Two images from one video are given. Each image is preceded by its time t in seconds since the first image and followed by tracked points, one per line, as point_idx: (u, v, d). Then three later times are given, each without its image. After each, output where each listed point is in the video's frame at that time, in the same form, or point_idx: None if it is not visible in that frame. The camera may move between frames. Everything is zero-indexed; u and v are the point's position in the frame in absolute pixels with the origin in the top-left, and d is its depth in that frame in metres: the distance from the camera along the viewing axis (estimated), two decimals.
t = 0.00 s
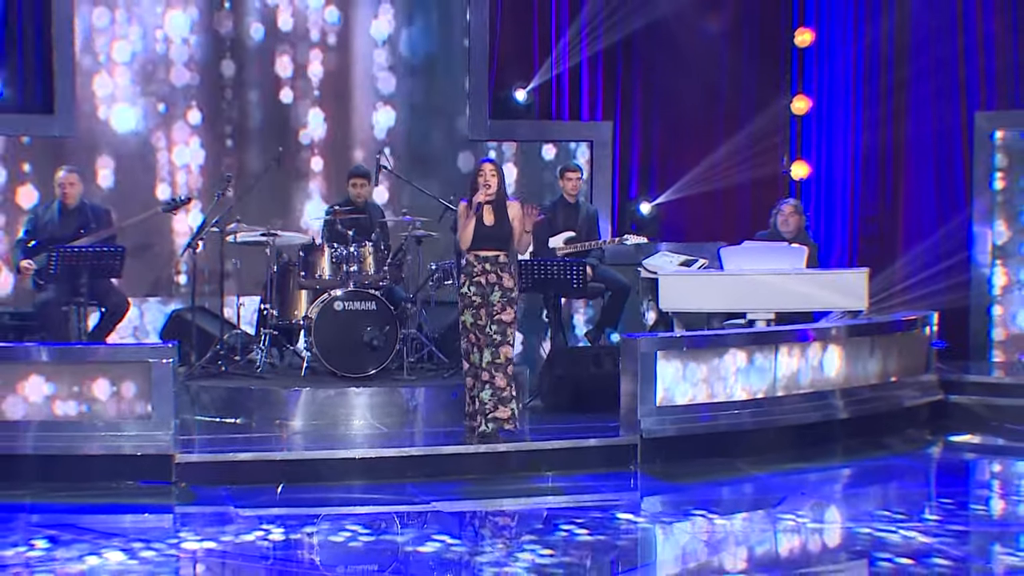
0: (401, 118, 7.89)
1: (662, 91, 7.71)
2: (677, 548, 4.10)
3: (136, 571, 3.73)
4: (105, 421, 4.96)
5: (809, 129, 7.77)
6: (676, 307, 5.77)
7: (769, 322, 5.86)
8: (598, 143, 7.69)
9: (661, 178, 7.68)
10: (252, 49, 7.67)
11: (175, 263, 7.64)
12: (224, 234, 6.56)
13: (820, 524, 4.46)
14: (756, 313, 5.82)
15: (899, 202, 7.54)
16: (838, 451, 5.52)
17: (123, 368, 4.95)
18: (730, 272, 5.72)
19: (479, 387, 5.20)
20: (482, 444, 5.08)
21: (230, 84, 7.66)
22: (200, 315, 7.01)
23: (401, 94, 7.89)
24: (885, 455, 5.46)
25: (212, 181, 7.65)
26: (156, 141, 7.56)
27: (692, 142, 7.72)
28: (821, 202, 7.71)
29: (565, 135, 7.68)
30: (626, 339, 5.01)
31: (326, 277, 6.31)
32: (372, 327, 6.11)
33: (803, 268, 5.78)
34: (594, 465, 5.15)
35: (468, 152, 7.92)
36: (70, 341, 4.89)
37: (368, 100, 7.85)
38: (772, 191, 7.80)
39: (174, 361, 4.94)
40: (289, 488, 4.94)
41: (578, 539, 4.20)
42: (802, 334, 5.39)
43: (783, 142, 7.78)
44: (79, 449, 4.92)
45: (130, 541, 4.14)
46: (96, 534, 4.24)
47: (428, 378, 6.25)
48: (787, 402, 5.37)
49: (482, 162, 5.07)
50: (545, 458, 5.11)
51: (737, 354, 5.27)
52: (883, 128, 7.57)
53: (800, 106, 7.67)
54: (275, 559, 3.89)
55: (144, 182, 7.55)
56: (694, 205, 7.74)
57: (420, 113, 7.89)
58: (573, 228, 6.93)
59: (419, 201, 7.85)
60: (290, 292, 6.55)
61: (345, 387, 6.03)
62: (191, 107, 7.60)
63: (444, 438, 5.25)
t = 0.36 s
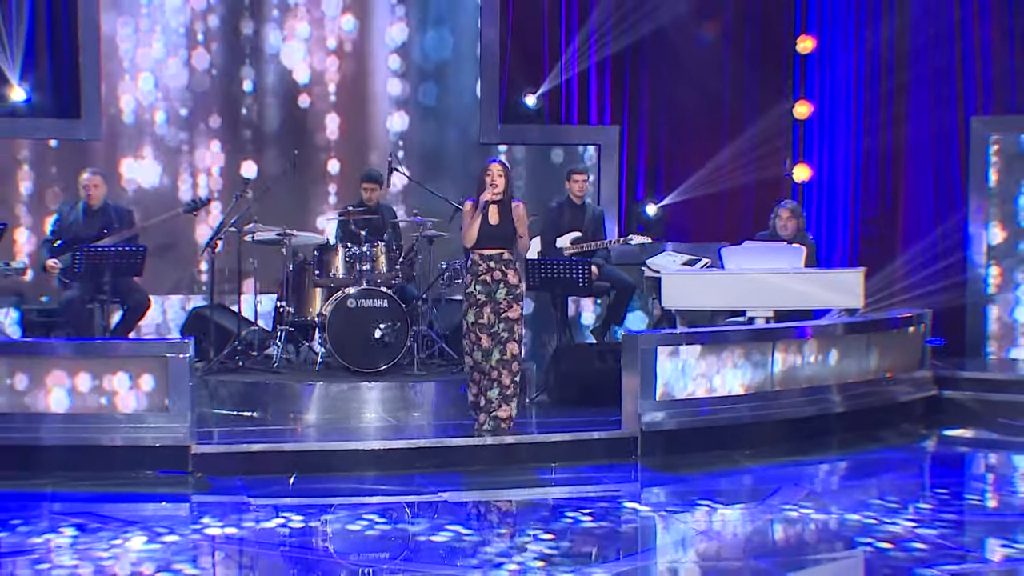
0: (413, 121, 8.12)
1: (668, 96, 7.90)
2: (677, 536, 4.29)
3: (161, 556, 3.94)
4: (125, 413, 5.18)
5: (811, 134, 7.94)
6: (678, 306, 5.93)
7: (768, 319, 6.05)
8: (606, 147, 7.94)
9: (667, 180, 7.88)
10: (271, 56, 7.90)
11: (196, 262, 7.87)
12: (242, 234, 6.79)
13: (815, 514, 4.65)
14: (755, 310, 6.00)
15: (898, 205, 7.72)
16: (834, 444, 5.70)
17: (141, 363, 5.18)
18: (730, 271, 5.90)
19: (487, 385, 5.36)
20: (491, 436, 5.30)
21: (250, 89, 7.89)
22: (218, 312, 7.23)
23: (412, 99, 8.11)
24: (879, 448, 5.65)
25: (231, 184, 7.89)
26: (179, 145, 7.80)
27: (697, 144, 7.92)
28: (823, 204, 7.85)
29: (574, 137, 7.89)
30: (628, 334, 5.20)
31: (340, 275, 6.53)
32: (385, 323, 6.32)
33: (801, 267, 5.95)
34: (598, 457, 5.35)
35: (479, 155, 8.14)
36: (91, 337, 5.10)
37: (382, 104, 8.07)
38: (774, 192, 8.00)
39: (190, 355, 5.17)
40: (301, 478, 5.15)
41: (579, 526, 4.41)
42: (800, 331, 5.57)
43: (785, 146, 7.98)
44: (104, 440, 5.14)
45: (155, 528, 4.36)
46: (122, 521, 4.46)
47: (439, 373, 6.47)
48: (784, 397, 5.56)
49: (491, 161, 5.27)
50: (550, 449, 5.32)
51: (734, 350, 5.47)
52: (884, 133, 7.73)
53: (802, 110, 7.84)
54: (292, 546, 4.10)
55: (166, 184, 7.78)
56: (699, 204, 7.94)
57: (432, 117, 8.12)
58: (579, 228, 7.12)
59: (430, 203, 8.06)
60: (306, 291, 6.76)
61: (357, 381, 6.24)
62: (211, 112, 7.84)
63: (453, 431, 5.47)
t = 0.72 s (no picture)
0: (425, 125, 8.32)
1: (674, 101, 8.10)
2: (675, 526, 4.48)
3: (184, 542, 4.15)
4: (144, 406, 5.41)
5: (812, 138, 8.28)
6: (680, 304, 6.09)
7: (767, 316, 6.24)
8: (611, 153, 8.07)
9: (673, 182, 8.08)
10: (288, 62, 8.13)
11: (217, 262, 8.12)
12: (260, 235, 7.01)
13: (809, 504, 4.83)
14: (755, 308, 6.19)
15: (898, 205, 8.04)
16: (831, 438, 5.89)
17: (160, 359, 5.41)
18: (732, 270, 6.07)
19: (499, 382, 5.52)
20: (500, 428, 5.52)
21: (268, 95, 8.13)
22: (236, 309, 7.48)
23: (425, 104, 8.33)
24: (875, 442, 5.84)
25: (251, 186, 8.13)
26: (200, 149, 8.04)
27: (703, 148, 8.12)
28: (824, 205, 8.24)
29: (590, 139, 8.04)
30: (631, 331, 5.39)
31: (354, 274, 6.74)
32: (398, 320, 6.52)
33: (800, 267, 6.13)
34: (601, 449, 5.55)
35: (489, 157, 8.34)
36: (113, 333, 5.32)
37: (396, 109, 8.29)
38: (776, 194, 8.24)
39: (207, 351, 5.38)
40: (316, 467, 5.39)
41: (582, 514, 4.62)
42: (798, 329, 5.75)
43: (788, 150, 8.23)
44: (126, 432, 5.37)
45: (178, 516, 4.59)
46: (147, 509, 4.68)
47: (448, 369, 6.68)
48: (781, 393, 5.76)
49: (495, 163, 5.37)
50: (555, 441, 5.52)
51: (733, 347, 5.66)
52: (884, 136, 8.06)
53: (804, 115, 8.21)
54: (308, 534, 4.30)
55: (190, 187, 8.04)
56: (704, 205, 8.15)
57: (443, 122, 8.34)
58: (586, 229, 7.33)
59: (442, 205, 8.29)
60: (320, 289, 6.97)
61: (370, 376, 6.44)
62: (232, 117, 8.09)
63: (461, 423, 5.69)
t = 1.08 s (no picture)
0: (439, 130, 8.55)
1: (681, 106, 8.35)
2: (676, 516, 4.66)
3: (206, 529, 4.37)
4: (163, 400, 5.66)
5: (815, 142, 8.46)
6: (683, 303, 6.26)
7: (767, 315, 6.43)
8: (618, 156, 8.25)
9: (680, 185, 8.34)
10: (306, 69, 8.37)
11: (238, 263, 8.37)
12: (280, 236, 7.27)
13: (804, 496, 5.01)
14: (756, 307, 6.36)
15: (898, 207, 8.29)
16: (829, 433, 6.08)
17: (179, 354, 5.65)
18: (734, 270, 6.25)
19: (504, 378, 5.73)
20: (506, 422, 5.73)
21: (287, 102, 8.37)
22: (255, 307, 7.74)
23: (439, 110, 8.54)
24: (871, 436, 6.03)
25: (270, 189, 8.39)
26: (221, 153, 8.31)
27: (710, 151, 8.37)
28: (826, 207, 8.42)
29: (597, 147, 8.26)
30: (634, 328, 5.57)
31: (368, 273, 6.96)
32: (410, 318, 6.76)
33: (799, 267, 6.32)
34: (605, 442, 5.76)
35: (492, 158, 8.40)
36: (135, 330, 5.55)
37: (411, 115, 8.52)
38: (779, 195, 8.50)
39: (224, 347, 5.61)
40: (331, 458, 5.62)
41: (588, 504, 4.83)
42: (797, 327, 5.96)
43: (793, 155, 8.45)
44: (149, 425, 5.61)
45: (202, 504, 4.83)
46: (171, 498, 4.91)
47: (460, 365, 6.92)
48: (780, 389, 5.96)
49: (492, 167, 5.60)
50: (560, 434, 5.73)
51: (734, 344, 5.85)
52: (885, 140, 8.29)
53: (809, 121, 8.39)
54: (324, 523, 4.50)
55: (212, 190, 8.30)
56: (709, 206, 8.41)
57: (456, 127, 8.56)
58: (593, 230, 7.53)
59: (455, 207, 8.54)
60: (336, 287, 7.16)
61: (382, 371, 6.67)
62: (252, 122, 8.35)
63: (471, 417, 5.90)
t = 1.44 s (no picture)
0: (453, 134, 8.79)
1: (688, 111, 8.56)
2: (676, 507, 4.86)
3: (229, 517, 4.60)
4: (183, 394, 5.91)
5: (818, 146, 8.68)
6: (686, 302, 6.45)
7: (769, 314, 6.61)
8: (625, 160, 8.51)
9: (686, 188, 8.55)
10: (324, 75, 8.61)
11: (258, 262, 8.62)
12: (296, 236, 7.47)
13: (801, 489, 5.20)
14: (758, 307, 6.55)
15: (899, 209, 8.44)
16: (828, 429, 6.27)
17: (199, 350, 5.89)
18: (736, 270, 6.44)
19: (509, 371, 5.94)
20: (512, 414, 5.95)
21: (305, 108, 8.61)
22: (274, 306, 7.96)
23: (452, 116, 8.77)
24: (869, 432, 6.21)
25: (289, 192, 8.64)
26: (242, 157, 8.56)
27: (716, 154, 8.60)
28: (829, 209, 8.64)
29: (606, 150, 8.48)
30: (637, 326, 5.77)
31: (382, 273, 7.17)
32: (423, 316, 7.00)
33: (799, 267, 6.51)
34: (609, 437, 5.96)
35: (503, 162, 8.67)
36: (158, 328, 5.82)
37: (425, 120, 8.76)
38: (783, 198, 8.70)
39: (241, 344, 5.84)
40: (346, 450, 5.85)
41: (594, 495, 5.05)
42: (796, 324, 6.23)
43: (797, 158, 8.69)
44: (170, 419, 5.84)
45: (226, 493, 5.08)
46: (194, 489, 5.14)
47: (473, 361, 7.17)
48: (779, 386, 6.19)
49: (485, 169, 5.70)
50: (566, 428, 5.93)
51: (734, 341, 6.11)
52: (887, 144, 8.44)
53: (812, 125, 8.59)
54: (340, 514, 4.72)
55: (233, 194, 8.56)
56: (715, 208, 8.62)
57: (468, 132, 8.79)
58: (601, 232, 7.74)
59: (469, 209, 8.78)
60: (352, 286, 7.43)
61: (396, 367, 6.89)
62: (272, 127, 8.60)
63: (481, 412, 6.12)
